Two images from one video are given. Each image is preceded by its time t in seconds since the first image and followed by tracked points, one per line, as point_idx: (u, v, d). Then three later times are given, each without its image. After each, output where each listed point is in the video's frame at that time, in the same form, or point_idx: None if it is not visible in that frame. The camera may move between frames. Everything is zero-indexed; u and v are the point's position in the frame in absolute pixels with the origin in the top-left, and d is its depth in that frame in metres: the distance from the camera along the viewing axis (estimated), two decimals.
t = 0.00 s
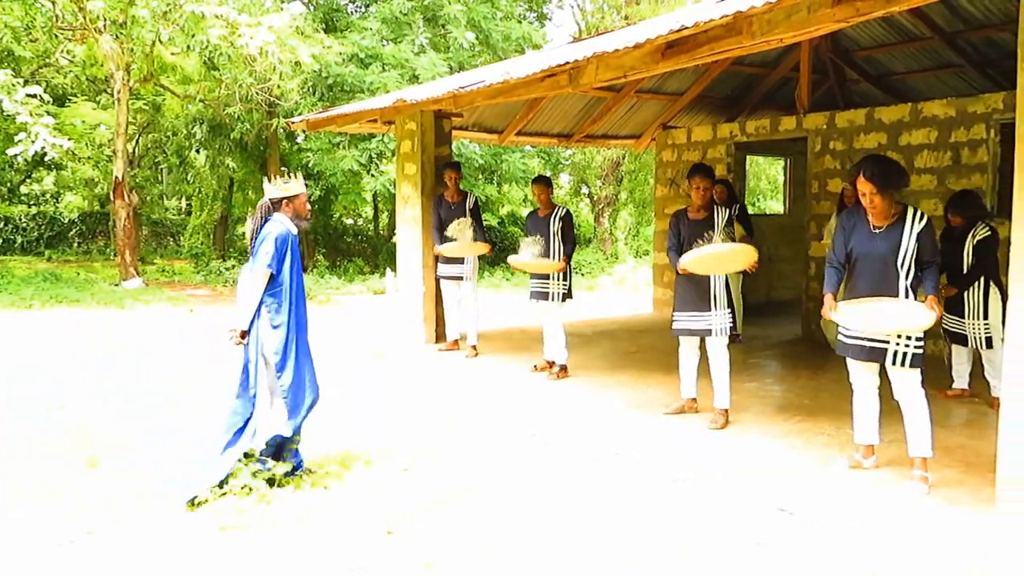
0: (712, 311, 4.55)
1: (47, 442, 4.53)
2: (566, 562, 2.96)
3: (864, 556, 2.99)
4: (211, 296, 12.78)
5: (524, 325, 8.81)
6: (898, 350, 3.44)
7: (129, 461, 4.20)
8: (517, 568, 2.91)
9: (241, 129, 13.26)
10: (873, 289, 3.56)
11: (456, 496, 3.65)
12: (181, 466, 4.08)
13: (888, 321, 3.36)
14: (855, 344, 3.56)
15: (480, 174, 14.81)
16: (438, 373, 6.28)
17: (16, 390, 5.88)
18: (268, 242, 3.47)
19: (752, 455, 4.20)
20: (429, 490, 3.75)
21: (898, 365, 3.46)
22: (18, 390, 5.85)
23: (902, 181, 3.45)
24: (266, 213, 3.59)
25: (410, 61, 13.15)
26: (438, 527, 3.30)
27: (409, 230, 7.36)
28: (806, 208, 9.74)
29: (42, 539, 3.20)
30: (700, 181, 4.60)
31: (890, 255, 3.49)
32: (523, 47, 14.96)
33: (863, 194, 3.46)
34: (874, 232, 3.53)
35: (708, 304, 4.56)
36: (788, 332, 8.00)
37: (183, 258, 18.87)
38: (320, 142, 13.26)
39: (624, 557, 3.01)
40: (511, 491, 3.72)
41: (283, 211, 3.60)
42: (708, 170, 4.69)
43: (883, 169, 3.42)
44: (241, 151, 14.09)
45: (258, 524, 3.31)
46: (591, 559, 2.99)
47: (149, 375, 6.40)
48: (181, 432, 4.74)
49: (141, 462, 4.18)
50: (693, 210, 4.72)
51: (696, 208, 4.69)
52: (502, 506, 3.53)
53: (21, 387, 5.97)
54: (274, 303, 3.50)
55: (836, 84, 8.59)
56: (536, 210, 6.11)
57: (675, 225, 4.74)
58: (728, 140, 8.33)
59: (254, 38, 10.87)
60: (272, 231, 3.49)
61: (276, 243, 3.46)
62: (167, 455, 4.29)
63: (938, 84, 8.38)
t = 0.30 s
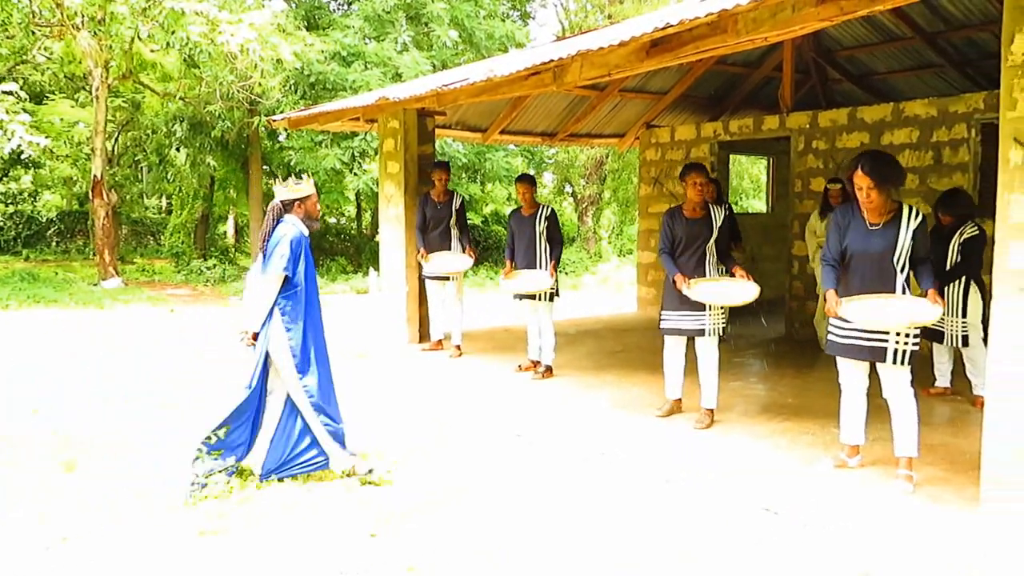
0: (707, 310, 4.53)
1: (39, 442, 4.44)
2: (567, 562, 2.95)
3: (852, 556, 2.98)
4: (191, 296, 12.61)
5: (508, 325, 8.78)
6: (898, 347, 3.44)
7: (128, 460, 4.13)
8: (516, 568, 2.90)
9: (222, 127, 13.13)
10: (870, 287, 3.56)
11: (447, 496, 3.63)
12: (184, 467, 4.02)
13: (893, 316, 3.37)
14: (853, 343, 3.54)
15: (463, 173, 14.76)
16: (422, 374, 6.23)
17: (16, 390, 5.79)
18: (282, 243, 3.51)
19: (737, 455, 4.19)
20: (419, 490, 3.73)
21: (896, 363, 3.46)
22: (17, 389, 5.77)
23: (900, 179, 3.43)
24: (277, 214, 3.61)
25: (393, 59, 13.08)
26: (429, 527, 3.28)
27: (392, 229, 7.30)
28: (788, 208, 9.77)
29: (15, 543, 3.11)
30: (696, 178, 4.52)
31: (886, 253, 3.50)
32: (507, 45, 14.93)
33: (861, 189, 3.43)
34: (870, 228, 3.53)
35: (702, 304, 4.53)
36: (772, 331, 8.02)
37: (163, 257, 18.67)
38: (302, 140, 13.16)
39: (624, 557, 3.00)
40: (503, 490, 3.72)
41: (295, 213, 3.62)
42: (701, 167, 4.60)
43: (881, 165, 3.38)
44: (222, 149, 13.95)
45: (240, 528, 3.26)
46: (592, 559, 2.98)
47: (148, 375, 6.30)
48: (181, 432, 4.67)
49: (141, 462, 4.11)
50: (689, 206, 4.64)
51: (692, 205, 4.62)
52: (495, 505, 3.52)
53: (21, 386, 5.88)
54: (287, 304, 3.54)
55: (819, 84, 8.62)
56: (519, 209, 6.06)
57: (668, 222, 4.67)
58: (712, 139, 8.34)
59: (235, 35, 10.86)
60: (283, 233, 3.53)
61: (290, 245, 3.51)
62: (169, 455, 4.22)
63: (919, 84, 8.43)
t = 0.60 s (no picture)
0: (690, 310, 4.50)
1: (33, 443, 4.40)
2: (565, 563, 2.94)
3: (843, 557, 2.96)
4: (175, 296, 12.52)
5: (496, 325, 8.74)
6: (891, 348, 3.42)
7: (127, 460, 4.12)
8: (515, 568, 2.89)
9: (207, 126, 13.01)
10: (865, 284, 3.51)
11: (441, 496, 3.63)
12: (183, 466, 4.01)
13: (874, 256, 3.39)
14: (845, 343, 3.53)
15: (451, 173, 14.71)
16: (409, 375, 6.19)
17: (16, 390, 5.73)
18: (306, 250, 3.45)
19: (727, 456, 4.17)
20: (412, 490, 3.73)
21: (888, 365, 3.44)
22: (17, 390, 5.72)
23: (906, 178, 3.42)
24: (296, 219, 3.54)
25: (380, 58, 13.01)
26: (420, 528, 3.27)
27: (379, 229, 7.24)
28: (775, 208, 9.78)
29: None
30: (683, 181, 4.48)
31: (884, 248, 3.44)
32: (495, 45, 14.89)
33: (867, 185, 3.42)
34: (871, 224, 3.51)
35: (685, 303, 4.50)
36: (759, 332, 8.02)
37: (148, 257, 18.50)
38: (288, 139, 13.07)
39: (623, 557, 2.99)
40: (498, 490, 3.72)
41: (314, 216, 3.55)
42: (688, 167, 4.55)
43: (887, 161, 3.38)
44: (207, 148, 13.83)
45: (224, 531, 3.21)
46: (592, 559, 2.98)
47: (148, 375, 6.26)
48: (182, 432, 4.64)
49: (141, 461, 4.10)
50: (676, 209, 4.64)
51: (680, 208, 4.61)
52: (489, 505, 3.52)
53: (21, 386, 5.82)
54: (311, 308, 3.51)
55: (806, 84, 8.63)
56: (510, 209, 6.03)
57: (654, 223, 4.68)
58: (700, 139, 8.33)
59: (220, 33, 10.79)
60: (305, 238, 3.47)
61: (314, 250, 3.45)
62: (169, 455, 4.21)
63: (905, 85, 8.46)
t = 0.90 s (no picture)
0: (678, 309, 4.48)
1: (26, 445, 4.37)
2: (567, 563, 2.94)
3: (835, 559, 2.95)
4: (158, 297, 12.41)
5: (483, 326, 8.70)
6: (885, 352, 3.40)
7: (127, 461, 4.12)
8: (515, 568, 2.89)
9: (190, 125, 12.88)
10: (859, 288, 3.52)
11: (434, 497, 3.63)
12: (178, 468, 3.99)
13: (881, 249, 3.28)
14: (839, 345, 3.53)
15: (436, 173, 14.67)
16: (396, 376, 6.14)
17: (16, 390, 5.71)
18: (323, 252, 3.40)
19: (717, 457, 4.16)
20: (403, 491, 3.72)
21: (883, 369, 3.40)
22: (17, 389, 5.71)
23: (907, 177, 3.42)
24: (311, 218, 3.48)
25: (365, 58, 12.93)
26: (412, 530, 3.25)
27: (365, 229, 7.18)
28: (761, 209, 9.81)
29: None
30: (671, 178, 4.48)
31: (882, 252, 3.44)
32: (480, 45, 14.86)
33: (865, 183, 3.44)
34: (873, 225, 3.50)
35: (674, 302, 4.48)
36: (747, 332, 8.03)
37: (130, 258, 18.33)
38: (273, 139, 12.98)
39: (624, 557, 2.99)
40: (489, 492, 3.70)
41: (329, 216, 3.52)
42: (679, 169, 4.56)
43: (889, 160, 3.39)
44: (190, 148, 13.69)
45: (207, 538, 3.15)
46: (593, 559, 2.98)
47: (146, 376, 6.26)
48: (180, 432, 4.66)
49: (141, 462, 4.10)
50: (665, 210, 4.63)
51: (667, 209, 4.61)
52: (483, 505, 3.52)
53: (21, 387, 5.81)
54: (324, 308, 3.47)
55: (792, 85, 8.64)
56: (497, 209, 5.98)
57: (644, 223, 4.63)
58: (687, 140, 8.33)
59: (203, 33, 10.57)
60: (323, 240, 3.42)
61: (330, 252, 3.42)
62: (168, 455, 4.21)
63: (890, 86, 8.50)
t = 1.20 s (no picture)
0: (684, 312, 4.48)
1: (24, 445, 4.34)
2: (565, 563, 2.92)
3: (830, 558, 2.94)
4: (145, 299, 12.29)
5: (474, 326, 8.67)
6: (890, 355, 3.39)
7: (127, 460, 4.11)
8: (515, 568, 2.88)
9: (176, 125, 12.77)
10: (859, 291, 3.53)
11: (425, 497, 3.61)
12: (167, 471, 3.94)
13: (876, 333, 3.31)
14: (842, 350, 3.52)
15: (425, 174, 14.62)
16: (386, 377, 6.10)
17: (14, 390, 5.66)
18: (322, 252, 3.37)
19: (711, 458, 4.15)
20: (395, 494, 3.68)
21: (890, 373, 3.41)
22: (16, 390, 5.66)
23: (899, 180, 3.41)
24: (312, 219, 3.42)
25: (353, 58, 12.84)
26: (405, 531, 3.23)
27: (355, 230, 7.13)
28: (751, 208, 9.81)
29: None
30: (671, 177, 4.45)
31: (882, 258, 3.45)
32: (469, 45, 14.82)
33: (858, 186, 3.40)
34: (867, 231, 3.48)
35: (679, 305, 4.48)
36: (737, 332, 8.04)
37: (116, 259, 18.17)
38: (261, 138, 12.90)
39: (622, 557, 2.98)
40: (481, 493, 3.67)
41: (329, 215, 3.47)
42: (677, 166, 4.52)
43: (881, 162, 3.36)
44: (176, 148, 13.58)
45: (196, 542, 3.10)
46: (589, 559, 2.96)
47: (148, 375, 6.21)
48: (180, 432, 4.62)
49: (141, 462, 4.09)
50: (665, 207, 4.57)
51: (667, 206, 4.56)
52: (474, 505, 3.52)
53: (21, 387, 5.76)
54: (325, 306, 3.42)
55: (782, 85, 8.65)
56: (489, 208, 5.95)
57: (646, 225, 4.53)
58: (677, 139, 8.33)
59: (189, 30, 10.46)
60: (323, 240, 3.38)
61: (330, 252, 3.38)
62: (168, 455, 4.18)
63: (878, 86, 8.52)
